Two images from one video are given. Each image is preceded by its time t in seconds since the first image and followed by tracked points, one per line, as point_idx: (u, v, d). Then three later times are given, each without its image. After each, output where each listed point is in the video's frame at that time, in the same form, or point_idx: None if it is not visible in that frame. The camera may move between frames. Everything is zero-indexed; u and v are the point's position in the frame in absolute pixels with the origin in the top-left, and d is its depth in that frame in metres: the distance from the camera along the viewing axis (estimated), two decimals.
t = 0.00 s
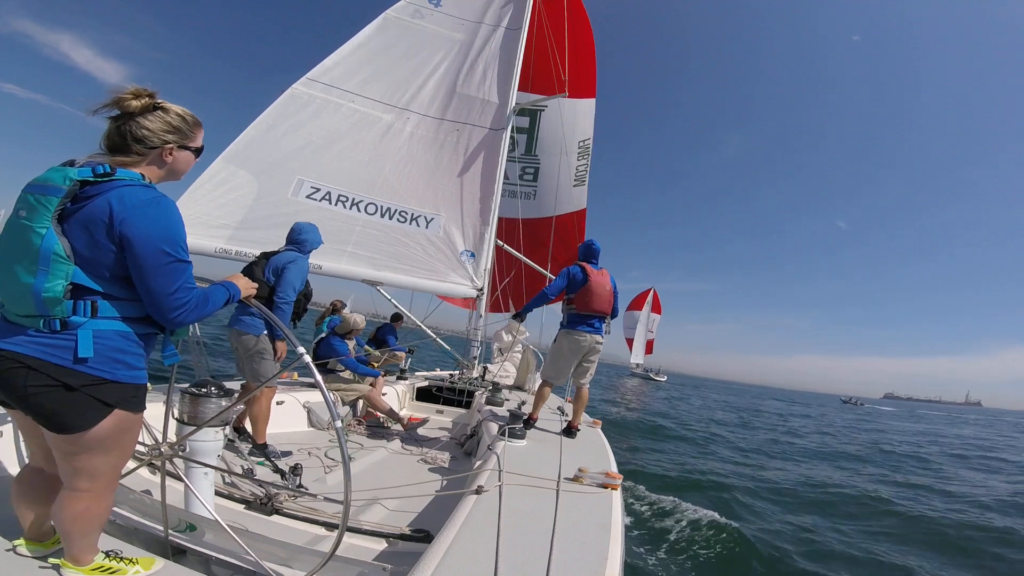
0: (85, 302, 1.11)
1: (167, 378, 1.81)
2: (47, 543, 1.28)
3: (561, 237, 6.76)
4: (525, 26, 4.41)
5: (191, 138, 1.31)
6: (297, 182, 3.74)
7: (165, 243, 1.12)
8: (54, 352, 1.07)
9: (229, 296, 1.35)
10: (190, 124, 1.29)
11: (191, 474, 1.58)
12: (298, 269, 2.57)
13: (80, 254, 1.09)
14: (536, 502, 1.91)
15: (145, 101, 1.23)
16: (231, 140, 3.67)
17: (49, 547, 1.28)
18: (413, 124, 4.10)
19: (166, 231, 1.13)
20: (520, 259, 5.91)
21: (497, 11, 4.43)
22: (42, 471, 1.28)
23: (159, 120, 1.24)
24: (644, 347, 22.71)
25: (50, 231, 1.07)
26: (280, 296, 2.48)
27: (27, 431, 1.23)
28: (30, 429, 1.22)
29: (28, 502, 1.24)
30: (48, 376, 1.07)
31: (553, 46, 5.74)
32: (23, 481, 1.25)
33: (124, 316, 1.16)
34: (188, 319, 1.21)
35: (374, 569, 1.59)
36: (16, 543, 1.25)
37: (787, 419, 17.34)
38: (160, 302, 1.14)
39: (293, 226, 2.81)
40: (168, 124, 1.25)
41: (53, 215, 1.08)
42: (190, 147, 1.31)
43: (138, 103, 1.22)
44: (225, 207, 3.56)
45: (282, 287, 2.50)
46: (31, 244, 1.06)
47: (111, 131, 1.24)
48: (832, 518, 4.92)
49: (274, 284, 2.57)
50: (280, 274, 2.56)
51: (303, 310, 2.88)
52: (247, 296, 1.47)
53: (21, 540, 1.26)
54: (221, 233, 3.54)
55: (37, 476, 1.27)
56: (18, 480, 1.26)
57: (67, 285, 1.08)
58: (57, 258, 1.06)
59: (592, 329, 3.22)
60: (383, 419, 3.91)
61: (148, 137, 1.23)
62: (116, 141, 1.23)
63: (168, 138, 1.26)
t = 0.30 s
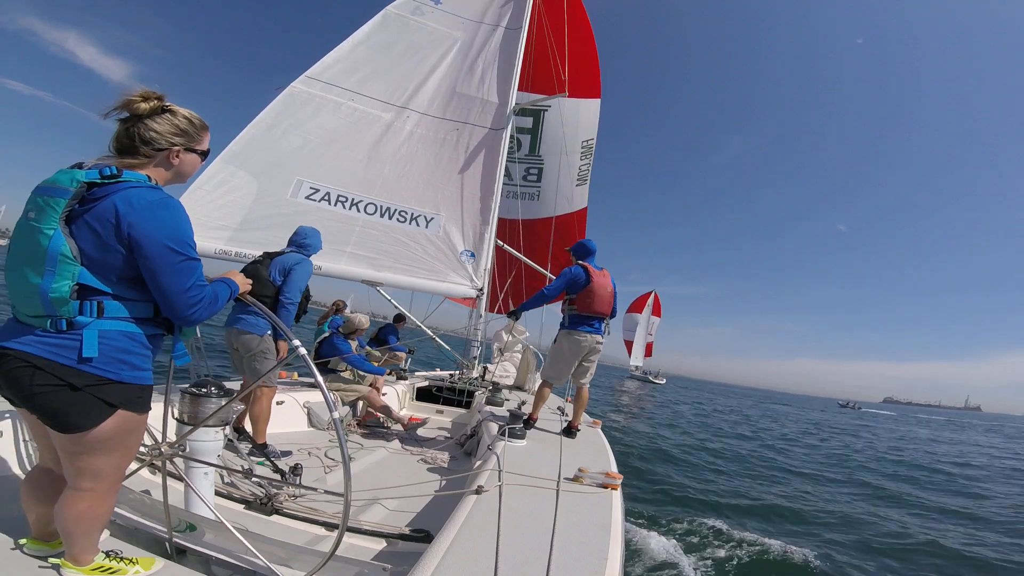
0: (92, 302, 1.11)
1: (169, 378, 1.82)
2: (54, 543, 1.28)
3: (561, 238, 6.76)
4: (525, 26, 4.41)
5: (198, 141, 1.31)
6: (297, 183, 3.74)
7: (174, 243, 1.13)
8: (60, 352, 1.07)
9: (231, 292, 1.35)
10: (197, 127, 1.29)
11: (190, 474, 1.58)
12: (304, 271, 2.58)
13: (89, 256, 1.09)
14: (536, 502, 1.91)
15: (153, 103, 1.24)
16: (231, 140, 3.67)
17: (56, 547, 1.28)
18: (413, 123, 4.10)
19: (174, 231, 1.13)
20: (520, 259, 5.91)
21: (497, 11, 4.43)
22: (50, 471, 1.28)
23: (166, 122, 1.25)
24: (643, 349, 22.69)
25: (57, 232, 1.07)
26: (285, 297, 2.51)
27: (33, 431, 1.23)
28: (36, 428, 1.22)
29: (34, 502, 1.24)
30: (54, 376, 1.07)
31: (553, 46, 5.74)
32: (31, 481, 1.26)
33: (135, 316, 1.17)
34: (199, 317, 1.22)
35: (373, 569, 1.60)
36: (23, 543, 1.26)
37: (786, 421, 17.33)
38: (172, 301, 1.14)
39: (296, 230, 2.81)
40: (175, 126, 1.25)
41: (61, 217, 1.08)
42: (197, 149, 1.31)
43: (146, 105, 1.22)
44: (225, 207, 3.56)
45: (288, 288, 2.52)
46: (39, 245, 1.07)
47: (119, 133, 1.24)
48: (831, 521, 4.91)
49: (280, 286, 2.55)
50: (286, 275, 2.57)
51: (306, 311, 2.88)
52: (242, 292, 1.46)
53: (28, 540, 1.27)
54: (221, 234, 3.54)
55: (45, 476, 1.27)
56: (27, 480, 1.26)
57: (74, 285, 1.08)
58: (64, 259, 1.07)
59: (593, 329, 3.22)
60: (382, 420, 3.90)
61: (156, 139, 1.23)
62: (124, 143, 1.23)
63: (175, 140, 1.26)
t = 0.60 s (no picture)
0: (92, 301, 1.11)
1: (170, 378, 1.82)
2: (53, 543, 1.28)
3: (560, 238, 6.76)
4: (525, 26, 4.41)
5: (199, 142, 1.31)
6: (296, 183, 3.74)
7: (175, 243, 1.13)
8: (61, 350, 1.07)
9: (228, 290, 1.35)
10: (198, 129, 1.29)
11: (190, 474, 1.58)
12: (308, 271, 2.61)
13: (92, 256, 1.10)
14: (535, 502, 1.91)
15: (156, 106, 1.23)
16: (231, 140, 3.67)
17: (54, 547, 1.28)
18: (413, 123, 4.10)
19: (175, 232, 1.13)
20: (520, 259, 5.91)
21: (497, 11, 4.43)
22: (42, 471, 1.27)
23: (168, 124, 1.25)
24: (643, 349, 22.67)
25: (61, 231, 1.07)
26: (290, 296, 2.53)
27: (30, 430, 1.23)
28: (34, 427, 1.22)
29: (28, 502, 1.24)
30: (54, 372, 1.06)
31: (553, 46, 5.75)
32: (25, 481, 1.25)
33: (135, 314, 1.17)
34: (200, 316, 1.22)
35: (373, 569, 1.60)
36: (21, 543, 1.26)
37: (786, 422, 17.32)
38: (173, 300, 1.14)
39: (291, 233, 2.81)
40: (177, 128, 1.25)
41: (65, 216, 1.08)
42: (198, 151, 1.31)
43: (149, 107, 1.22)
44: (225, 207, 3.56)
45: (294, 287, 2.54)
46: (41, 243, 1.07)
47: (121, 135, 1.24)
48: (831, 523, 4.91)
49: (286, 285, 2.56)
50: (290, 276, 2.57)
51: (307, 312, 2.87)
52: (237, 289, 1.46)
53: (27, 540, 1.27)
54: (220, 234, 3.54)
55: (37, 475, 1.27)
56: (20, 480, 1.26)
57: (75, 284, 1.08)
58: (67, 258, 1.07)
59: (593, 329, 3.22)
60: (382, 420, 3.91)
61: (158, 141, 1.23)
62: (126, 144, 1.24)
63: (177, 142, 1.26)
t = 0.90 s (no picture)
0: (82, 297, 1.11)
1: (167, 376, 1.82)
2: (52, 543, 1.28)
3: (560, 238, 6.77)
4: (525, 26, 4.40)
5: (193, 143, 1.31)
6: (296, 183, 3.74)
7: (166, 241, 1.13)
8: (50, 346, 1.07)
9: (220, 288, 1.34)
10: (192, 130, 1.29)
11: (191, 473, 1.57)
12: (310, 269, 2.61)
13: (83, 253, 1.10)
14: (535, 502, 1.91)
15: (150, 107, 1.23)
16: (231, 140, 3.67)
17: (54, 547, 1.28)
18: (413, 123, 4.10)
19: (166, 230, 1.13)
20: (520, 259, 5.91)
21: (497, 11, 4.43)
22: (36, 469, 1.27)
23: (162, 125, 1.25)
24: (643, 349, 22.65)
25: (52, 228, 1.08)
26: (295, 296, 2.53)
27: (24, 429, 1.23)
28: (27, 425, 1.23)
29: (24, 500, 1.24)
30: (44, 368, 1.07)
31: (553, 45, 5.76)
32: (18, 480, 1.25)
33: (124, 311, 1.16)
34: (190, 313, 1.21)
35: (373, 569, 1.60)
36: (21, 543, 1.25)
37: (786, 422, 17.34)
38: (162, 296, 1.14)
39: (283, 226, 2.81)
40: (171, 129, 1.25)
41: (57, 215, 1.09)
42: (191, 152, 1.31)
43: (143, 108, 1.22)
44: (225, 207, 3.56)
45: (298, 286, 2.54)
46: (33, 241, 1.08)
47: (115, 135, 1.24)
48: (831, 523, 4.90)
49: (289, 285, 2.57)
50: (292, 275, 2.57)
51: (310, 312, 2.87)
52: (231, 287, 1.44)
53: (26, 540, 1.26)
54: (220, 234, 3.54)
55: (32, 473, 1.27)
56: (14, 479, 1.26)
57: (65, 280, 1.09)
58: (57, 255, 1.07)
59: (592, 328, 3.22)
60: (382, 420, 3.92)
61: (151, 141, 1.23)
62: (120, 144, 1.24)
63: (170, 142, 1.26)
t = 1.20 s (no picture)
0: (70, 294, 1.11)
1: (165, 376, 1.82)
2: (50, 543, 1.28)
3: (561, 238, 6.77)
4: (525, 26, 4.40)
5: (180, 144, 1.31)
6: (296, 183, 3.74)
7: (153, 237, 1.12)
8: (39, 341, 1.08)
9: (210, 286, 1.33)
10: (180, 130, 1.29)
11: (191, 473, 1.57)
12: (310, 269, 2.59)
13: (72, 250, 1.10)
14: (535, 502, 1.91)
15: (139, 108, 1.24)
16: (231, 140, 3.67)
17: (53, 547, 1.28)
18: (413, 123, 4.10)
19: (155, 226, 1.14)
20: (520, 259, 5.90)
21: (497, 11, 4.43)
22: (31, 467, 1.27)
23: (150, 126, 1.25)
24: (644, 349, 22.62)
25: (41, 227, 1.08)
26: (296, 296, 2.52)
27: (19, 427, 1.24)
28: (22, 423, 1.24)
29: (22, 497, 1.24)
30: (34, 365, 1.07)
31: (553, 46, 5.76)
32: (14, 478, 1.25)
33: (112, 307, 1.16)
34: (179, 309, 1.21)
35: (373, 569, 1.60)
36: (20, 543, 1.24)
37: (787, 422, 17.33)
38: (149, 291, 1.13)
39: (287, 225, 2.80)
40: (158, 130, 1.26)
41: (46, 213, 1.09)
42: (179, 152, 1.31)
43: (132, 109, 1.22)
44: (225, 207, 3.56)
45: (298, 287, 2.53)
46: (22, 238, 1.08)
47: (104, 135, 1.24)
48: (832, 523, 4.89)
49: (288, 285, 2.56)
50: (292, 275, 2.56)
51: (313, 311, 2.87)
52: (224, 285, 1.43)
53: (25, 540, 1.26)
54: (220, 234, 3.55)
55: (28, 471, 1.27)
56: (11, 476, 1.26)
57: (54, 277, 1.09)
58: (46, 252, 1.07)
59: (592, 329, 3.23)
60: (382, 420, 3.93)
61: (140, 141, 1.23)
62: (109, 144, 1.24)
63: (158, 143, 1.26)
